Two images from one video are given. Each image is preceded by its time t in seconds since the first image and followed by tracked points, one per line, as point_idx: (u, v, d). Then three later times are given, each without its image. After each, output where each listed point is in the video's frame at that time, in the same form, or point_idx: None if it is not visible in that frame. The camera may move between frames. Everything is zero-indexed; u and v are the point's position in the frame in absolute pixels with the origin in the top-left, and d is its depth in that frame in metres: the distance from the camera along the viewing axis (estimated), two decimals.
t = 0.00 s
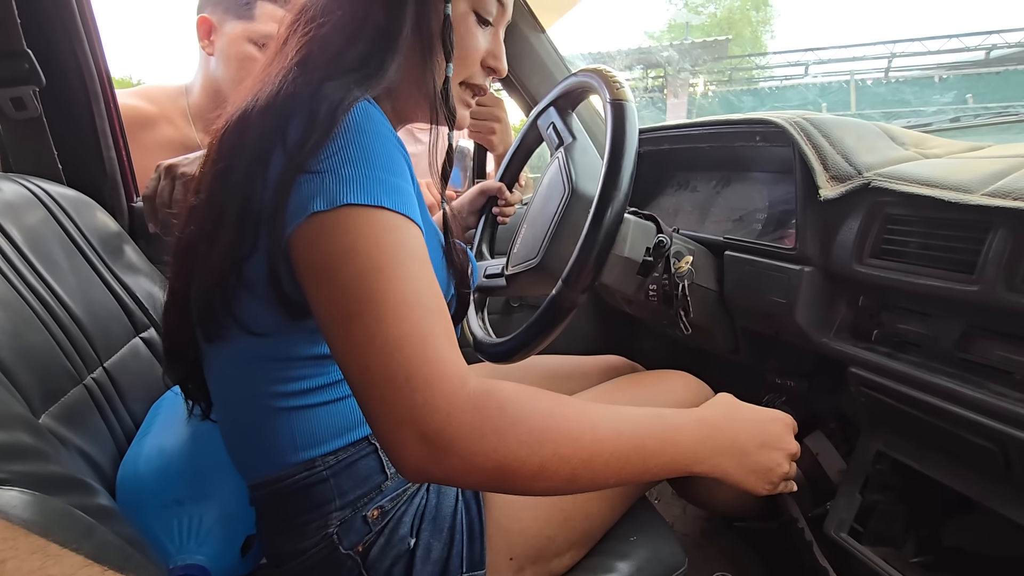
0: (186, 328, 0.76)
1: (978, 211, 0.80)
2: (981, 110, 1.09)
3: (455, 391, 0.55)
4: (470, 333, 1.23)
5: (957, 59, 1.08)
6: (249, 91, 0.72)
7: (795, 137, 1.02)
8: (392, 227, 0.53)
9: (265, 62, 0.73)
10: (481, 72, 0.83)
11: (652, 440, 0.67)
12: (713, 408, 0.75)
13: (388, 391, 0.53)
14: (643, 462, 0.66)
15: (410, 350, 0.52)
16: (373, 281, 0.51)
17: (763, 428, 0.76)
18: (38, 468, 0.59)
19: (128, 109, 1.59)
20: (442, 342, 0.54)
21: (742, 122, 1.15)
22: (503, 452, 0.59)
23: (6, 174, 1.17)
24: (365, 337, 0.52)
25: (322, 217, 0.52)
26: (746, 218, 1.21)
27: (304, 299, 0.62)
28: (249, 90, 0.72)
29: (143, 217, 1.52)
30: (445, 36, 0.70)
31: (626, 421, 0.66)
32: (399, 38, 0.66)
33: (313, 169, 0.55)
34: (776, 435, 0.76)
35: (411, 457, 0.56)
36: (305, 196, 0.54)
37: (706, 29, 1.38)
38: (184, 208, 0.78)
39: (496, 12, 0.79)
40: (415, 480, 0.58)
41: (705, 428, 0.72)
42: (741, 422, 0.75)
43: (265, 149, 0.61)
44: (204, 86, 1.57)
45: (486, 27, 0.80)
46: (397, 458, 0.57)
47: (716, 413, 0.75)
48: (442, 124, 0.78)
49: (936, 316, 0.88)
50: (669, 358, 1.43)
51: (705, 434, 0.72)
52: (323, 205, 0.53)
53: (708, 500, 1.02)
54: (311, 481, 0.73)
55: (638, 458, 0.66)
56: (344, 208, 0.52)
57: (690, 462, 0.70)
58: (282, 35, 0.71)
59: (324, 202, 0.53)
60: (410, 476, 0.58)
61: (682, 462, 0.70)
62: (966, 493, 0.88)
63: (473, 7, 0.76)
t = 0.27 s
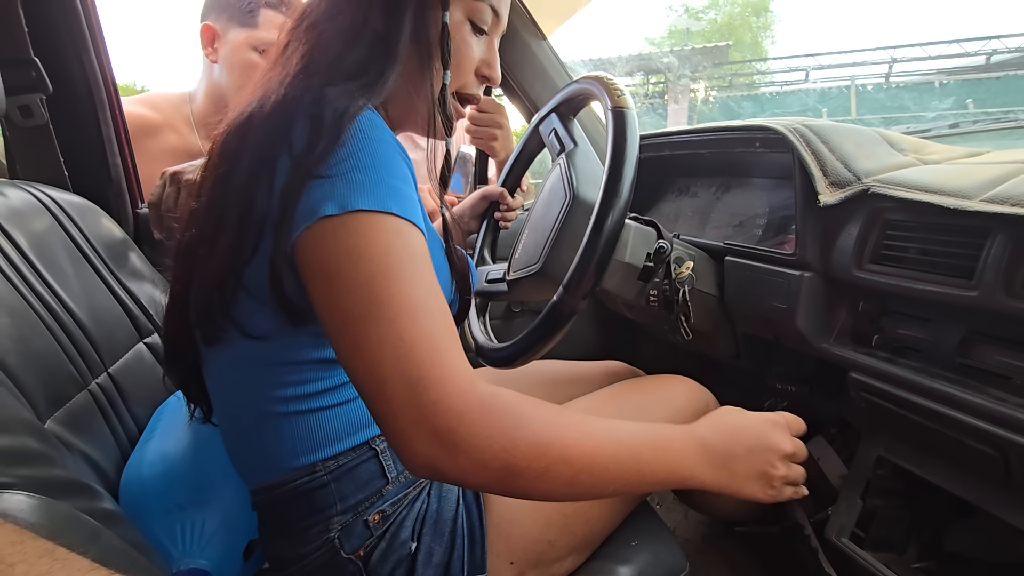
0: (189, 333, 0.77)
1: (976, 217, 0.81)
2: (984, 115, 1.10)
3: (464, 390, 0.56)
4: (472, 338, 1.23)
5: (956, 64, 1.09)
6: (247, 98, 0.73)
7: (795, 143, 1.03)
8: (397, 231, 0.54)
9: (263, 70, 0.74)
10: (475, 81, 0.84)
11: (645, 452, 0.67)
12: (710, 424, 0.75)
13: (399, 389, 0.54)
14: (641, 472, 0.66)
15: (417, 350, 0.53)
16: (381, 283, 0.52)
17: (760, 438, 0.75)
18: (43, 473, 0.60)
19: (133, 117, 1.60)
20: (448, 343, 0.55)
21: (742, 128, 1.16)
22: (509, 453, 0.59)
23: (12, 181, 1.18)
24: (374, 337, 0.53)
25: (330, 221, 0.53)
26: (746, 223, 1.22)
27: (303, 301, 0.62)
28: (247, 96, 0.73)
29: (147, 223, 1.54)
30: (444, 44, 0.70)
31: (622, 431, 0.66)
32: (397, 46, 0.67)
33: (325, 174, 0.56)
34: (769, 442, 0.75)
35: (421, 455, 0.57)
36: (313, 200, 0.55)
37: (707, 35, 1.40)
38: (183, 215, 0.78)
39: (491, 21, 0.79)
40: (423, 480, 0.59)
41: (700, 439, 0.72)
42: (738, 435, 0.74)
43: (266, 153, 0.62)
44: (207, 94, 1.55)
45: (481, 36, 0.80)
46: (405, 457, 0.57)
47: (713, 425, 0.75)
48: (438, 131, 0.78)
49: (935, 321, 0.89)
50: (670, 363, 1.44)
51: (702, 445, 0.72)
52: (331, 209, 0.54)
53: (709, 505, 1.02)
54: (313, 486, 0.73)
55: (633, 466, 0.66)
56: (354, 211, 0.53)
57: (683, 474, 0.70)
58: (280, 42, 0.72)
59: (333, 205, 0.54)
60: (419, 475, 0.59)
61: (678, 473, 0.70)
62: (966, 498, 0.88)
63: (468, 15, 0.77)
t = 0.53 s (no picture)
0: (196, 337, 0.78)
1: (971, 224, 0.82)
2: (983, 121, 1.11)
3: (489, 387, 0.58)
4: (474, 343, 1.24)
5: (958, 69, 1.10)
6: (259, 107, 0.74)
7: (792, 150, 1.05)
8: (416, 240, 0.56)
9: (274, 80, 0.76)
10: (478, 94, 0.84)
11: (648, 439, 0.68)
12: (701, 405, 0.74)
13: (429, 390, 0.56)
14: (637, 458, 0.68)
15: (442, 354, 0.55)
16: (406, 290, 0.54)
17: (752, 429, 0.73)
18: (52, 475, 0.61)
19: (139, 125, 1.63)
20: (470, 344, 0.57)
21: (740, 135, 1.17)
22: (532, 447, 0.61)
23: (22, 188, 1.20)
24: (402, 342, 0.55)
25: (351, 234, 0.55)
26: (746, 229, 1.23)
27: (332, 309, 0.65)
28: (258, 108, 0.74)
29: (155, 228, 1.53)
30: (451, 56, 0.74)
31: (624, 414, 0.68)
32: (408, 62, 0.68)
33: (343, 187, 0.57)
34: (755, 431, 0.73)
35: (450, 449, 0.59)
36: (334, 212, 0.56)
37: (708, 41, 1.42)
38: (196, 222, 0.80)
39: (496, 34, 0.79)
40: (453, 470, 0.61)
41: (694, 423, 0.72)
42: (732, 421, 0.73)
43: (284, 164, 0.63)
44: (211, 102, 1.64)
45: (486, 49, 0.80)
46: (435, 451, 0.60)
47: (706, 409, 0.74)
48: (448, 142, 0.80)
49: (932, 326, 0.89)
50: (671, 368, 1.44)
51: (694, 428, 0.72)
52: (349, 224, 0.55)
53: (709, 510, 1.03)
54: (316, 488, 0.75)
55: (636, 447, 0.67)
56: (374, 227, 0.55)
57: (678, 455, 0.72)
58: (292, 54, 0.73)
59: (353, 218, 0.55)
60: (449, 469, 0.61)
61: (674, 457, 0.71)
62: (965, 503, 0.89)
63: (474, 29, 0.77)
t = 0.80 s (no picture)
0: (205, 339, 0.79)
1: (968, 228, 0.82)
2: (984, 125, 1.11)
3: (512, 391, 0.58)
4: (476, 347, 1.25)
5: (961, 73, 1.10)
6: (278, 114, 0.76)
7: (790, 156, 1.05)
8: (438, 243, 0.56)
9: (292, 89, 0.78)
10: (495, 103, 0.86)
11: (664, 446, 0.69)
12: (712, 415, 0.76)
13: (454, 393, 0.56)
14: (648, 467, 0.68)
15: (465, 357, 0.55)
16: (429, 292, 0.54)
17: (760, 427, 0.76)
18: (58, 476, 0.62)
19: (144, 130, 1.64)
20: (492, 350, 0.58)
21: (739, 140, 1.18)
22: (552, 451, 0.61)
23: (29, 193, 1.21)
24: (424, 346, 0.55)
25: (373, 235, 0.56)
26: (746, 233, 1.24)
27: (349, 315, 0.66)
28: (280, 112, 0.75)
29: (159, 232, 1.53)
30: (480, 67, 0.74)
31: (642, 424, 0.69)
32: (433, 63, 0.69)
33: (366, 191, 0.58)
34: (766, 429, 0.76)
35: (474, 457, 0.59)
36: (354, 216, 0.57)
37: (711, 45, 1.42)
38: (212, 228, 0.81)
39: (515, 47, 0.81)
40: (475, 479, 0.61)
41: (705, 432, 0.74)
42: (741, 425, 0.75)
43: (309, 165, 0.64)
44: (213, 108, 1.65)
45: (504, 61, 0.82)
46: (458, 459, 0.59)
47: (716, 419, 0.75)
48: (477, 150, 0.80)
49: (930, 330, 0.90)
50: (672, 372, 1.45)
51: (706, 437, 0.73)
52: (372, 225, 0.56)
53: (710, 514, 1.03)
54: (320, 494, 0.76)
55: (655, 455, 0.68)
56: (396, 228, 0.56)
57: (692, 462, 0.72)
58: (310, 65, 0.75)
59: (374, 221, 0.56)
60: (471, 476, 0.61)
61: (686, 464, 0.71)
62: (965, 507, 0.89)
63: (496, 41, 0.79)
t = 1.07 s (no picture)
0: (213, 342, 0.80)
1: (973, 230, 0.83)
2: (990, 127, 1.12)
3: (513, 391, 0.59)
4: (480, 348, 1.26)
5: (965, 76, 1.10)
6: (278, 118, 0.76)
7: (795, 158, 1.05)
8: (436, 244, 0.57)
9: (292, 93, 0.78)
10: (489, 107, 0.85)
11: (667, 445, 0.69)
12: (718, 416, 0.76)
13: (455, 393, 0.56)
14: (653, 468, 0.68)
15: (465, 358, 0.56)
16: (429, 293, 0.55)
17: (767, 429, 0.76)
18: (68, 475, 0.63)
19: (149, 133, 1.65)
20: (492, 350, 0.58)
21: (743, 143, 1.18)
22: (553, 451, 0.62)
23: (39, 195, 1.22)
24: (425, 348, 0.55)
25: (374, 237, 0.56)
26: (751, 236, 1.24)
27: (352, 317, 0.66)
28: (281, 116, 0.75)
29: (167, 235, 1.55)
30: (476, 72, 0.74)
31: (646, 426, 0.69)
32: (430, 68, 0.70)
33: (368, 194, 0.59)
34: (770, 430, 0.76)
35: (477, 456, 0.59)
36: (355, 218, 0.58)
37: (714, 49, 1.39)
38: (215, 230, 0.82)
39: (509, 50, 0.81)
40: (478, 478, 0.61)
41: (711, 434, 0.74)
42: (748, 427, 0.75)
43: (309, 171, 0.65)
44: (220, 110, 1.67)
45: (499, 65, 0.81)
46: (460, 459, 0.60)
47: (722, 421, 0.76)
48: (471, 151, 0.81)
49: (936, 332, 0.90)
50: (677, 375, 1.45)
51: (712, 439, 0.73)
52: (372, 227, 0.56)
53: (716, 516, 1.03)
54: (327, 493, 0.76)
55: (661, 456, 0.68)
56: (396, 230, 0.56)
57: (698, 464, 0.72)
58: (309, 70, 0.76)
59: (375, 223, 0.56)
60: (474, 475, 0.61)
61: (693, 464, 0.72)
62: (973, 510, 0.89)
63: (490, 44, 0.78)
